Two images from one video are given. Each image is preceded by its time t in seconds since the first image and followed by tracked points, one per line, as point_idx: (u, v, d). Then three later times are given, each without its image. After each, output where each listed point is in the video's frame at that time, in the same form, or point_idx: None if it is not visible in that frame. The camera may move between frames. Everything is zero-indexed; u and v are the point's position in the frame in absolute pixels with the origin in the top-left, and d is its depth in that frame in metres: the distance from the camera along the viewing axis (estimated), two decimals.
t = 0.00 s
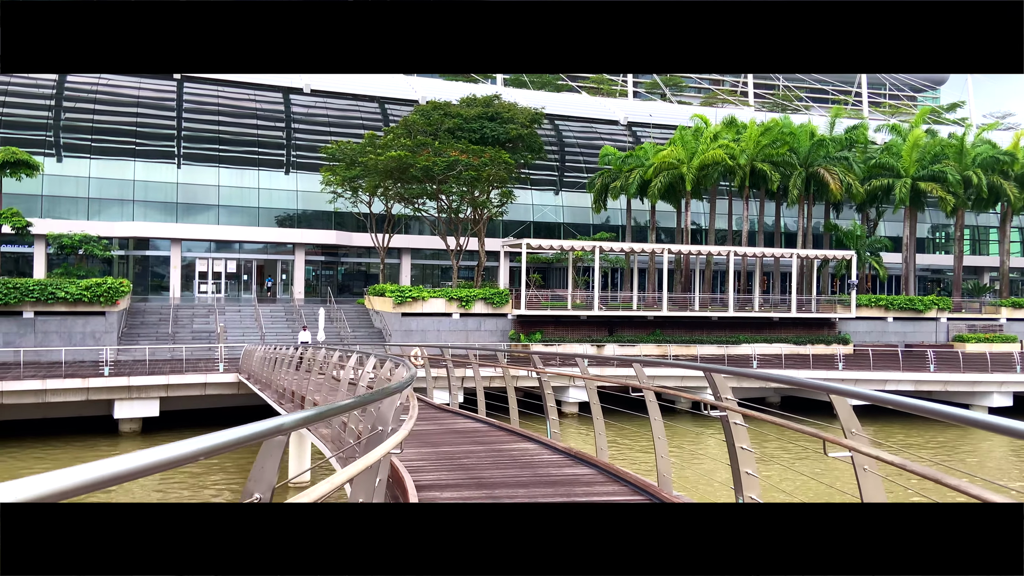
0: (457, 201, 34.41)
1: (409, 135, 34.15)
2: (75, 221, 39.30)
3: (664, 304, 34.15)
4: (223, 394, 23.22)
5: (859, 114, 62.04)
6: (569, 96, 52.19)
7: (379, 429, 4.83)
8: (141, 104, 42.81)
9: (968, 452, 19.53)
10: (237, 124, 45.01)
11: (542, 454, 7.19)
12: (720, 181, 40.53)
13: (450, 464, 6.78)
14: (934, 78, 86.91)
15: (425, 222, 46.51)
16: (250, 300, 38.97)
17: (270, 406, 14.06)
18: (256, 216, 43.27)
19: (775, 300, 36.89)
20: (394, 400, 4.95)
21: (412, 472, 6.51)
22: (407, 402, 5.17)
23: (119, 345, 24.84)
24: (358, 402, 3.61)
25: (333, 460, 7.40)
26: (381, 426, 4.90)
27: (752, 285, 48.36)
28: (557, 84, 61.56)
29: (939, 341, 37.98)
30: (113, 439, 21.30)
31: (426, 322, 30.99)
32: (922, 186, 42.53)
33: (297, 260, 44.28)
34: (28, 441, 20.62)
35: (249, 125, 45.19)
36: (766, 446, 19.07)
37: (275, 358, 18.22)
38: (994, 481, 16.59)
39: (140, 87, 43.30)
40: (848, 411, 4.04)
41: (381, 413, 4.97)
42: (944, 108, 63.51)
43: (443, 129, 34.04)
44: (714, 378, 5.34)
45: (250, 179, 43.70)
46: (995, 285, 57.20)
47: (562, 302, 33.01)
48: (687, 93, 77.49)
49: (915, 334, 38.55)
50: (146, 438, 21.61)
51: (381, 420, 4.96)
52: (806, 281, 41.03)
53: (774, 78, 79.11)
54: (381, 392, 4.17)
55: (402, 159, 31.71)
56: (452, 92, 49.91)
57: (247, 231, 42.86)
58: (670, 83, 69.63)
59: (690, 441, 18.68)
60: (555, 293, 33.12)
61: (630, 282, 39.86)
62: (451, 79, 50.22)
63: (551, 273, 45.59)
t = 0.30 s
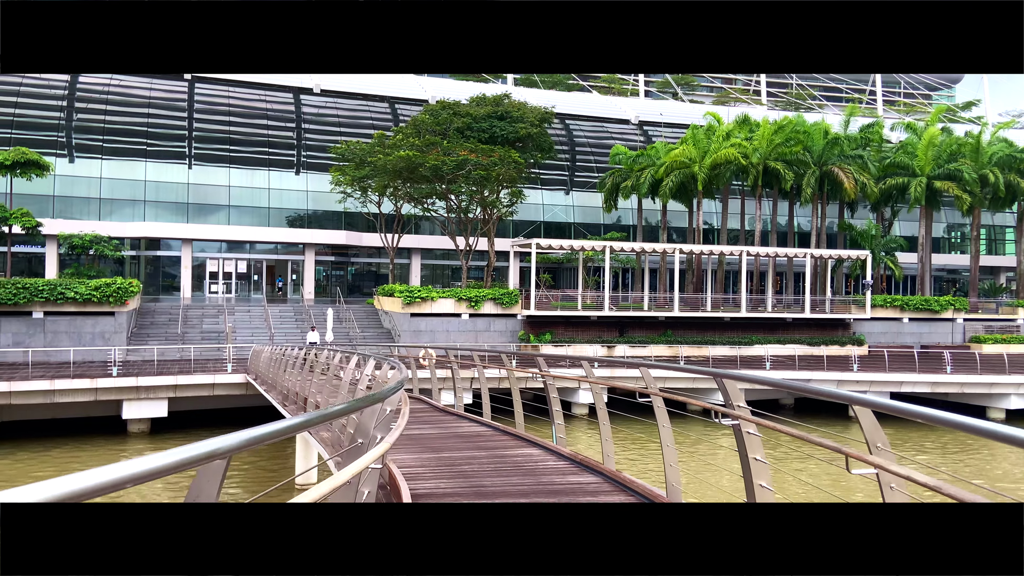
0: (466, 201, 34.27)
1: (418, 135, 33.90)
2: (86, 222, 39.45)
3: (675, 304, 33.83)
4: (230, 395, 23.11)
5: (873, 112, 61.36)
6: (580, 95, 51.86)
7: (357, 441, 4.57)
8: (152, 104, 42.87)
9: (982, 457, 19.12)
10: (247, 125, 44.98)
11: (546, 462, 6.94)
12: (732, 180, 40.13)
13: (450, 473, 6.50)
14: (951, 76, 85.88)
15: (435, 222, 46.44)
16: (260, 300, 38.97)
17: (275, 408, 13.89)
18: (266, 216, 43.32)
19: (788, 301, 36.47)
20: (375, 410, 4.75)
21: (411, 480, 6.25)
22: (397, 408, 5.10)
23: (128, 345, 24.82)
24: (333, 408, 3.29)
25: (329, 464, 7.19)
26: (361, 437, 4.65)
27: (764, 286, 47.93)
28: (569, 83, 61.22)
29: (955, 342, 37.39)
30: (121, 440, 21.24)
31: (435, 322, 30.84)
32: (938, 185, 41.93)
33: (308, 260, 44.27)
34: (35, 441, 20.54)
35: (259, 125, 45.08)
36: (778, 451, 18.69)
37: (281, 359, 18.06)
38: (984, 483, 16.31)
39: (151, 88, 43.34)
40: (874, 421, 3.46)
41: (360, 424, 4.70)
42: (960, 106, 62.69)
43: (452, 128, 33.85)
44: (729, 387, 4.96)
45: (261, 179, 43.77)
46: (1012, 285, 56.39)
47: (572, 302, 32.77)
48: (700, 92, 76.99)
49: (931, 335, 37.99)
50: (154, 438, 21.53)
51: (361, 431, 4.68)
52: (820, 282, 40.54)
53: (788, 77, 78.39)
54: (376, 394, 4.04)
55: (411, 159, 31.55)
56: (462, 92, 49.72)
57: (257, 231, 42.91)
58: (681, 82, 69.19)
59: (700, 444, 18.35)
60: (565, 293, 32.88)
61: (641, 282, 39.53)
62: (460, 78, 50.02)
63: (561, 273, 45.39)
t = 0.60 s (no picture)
0: (486, 200, 34.09)
1: (438, 134, 33.69)
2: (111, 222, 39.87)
3: (698, 304, 33.35)
4: (250, 394, 23.11)
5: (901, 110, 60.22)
6: (601, 94, 51.43)
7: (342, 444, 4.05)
8: (176, 106, 43.18)
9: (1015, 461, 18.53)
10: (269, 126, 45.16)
11: (561, 465, 6.68)
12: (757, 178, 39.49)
13: (459, 475, 6.30)
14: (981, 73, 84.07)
15: (456, 221, 46.34)
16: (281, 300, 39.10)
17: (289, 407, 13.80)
18: (288, 216, 43.52)
19: (814, 301, 35.81)
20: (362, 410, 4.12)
21: (418, 482, 6.07)
22: (395, 407, 5.03)
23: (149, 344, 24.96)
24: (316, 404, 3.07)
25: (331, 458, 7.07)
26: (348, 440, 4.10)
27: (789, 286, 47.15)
28: (590, 83, 60.75)
29: (987, 344, 36.40)
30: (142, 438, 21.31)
31: (455, 322, 30.68)
32: (968, 183, 40.96)
33: (328, 260, 44.35)
34: (56, 440, 20.67)
35: (281, 126, 45.19)
36: (802, 454, 18.29)
37: (298, 357, 17.95)
38: (1002, 481, 16.05)
39: (176, 89, 43.65)
40: (922, 426, 3.12)
41: (344, 422, 4.03)
42: (991, 103, 61.29)
43: (471, 127, 33.65)
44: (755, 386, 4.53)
45: (282, 180, 43.99)
46: None
47: (593, 302, 32.40)
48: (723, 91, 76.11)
49: (961, 337, 37.05)
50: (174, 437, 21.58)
51: (344, 431, 4.05)
52: (846, 282, 39.75)
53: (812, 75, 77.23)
54: (361, 392, 3.88)
55: (431, 159, 31.39)
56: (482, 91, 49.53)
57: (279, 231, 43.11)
58: (704, 81, 68.47)
59: (722, 447, 17.99)
60: (585, 293, 32.55)
61: (663, 282, 39.04)
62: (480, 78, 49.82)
63: (582, 273, 45.03)
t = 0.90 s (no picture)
0: (511, 200, 33.86)
1: (463, 134, 33.50)
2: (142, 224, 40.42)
3: (727, 305, 32.74)
4: (275, 394, 23.08)
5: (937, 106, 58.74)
6: (628, 93, 50.87)
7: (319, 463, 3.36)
8: (205, 109, 43.56)
9: None
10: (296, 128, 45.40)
11: (581, 474, 6.38)
12: (788, 177, 38.68)
13: (472, 486, 6.00)
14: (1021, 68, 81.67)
15: (482, 222, 46.23)
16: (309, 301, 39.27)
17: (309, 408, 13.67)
18: (315, 218, 43.76)
19: (847, 302, 34.94)
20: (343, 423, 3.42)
21: (430, 493, 5.78)
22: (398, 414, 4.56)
23: (176, 344, 25.14)
24: (327, 407, 2.86)
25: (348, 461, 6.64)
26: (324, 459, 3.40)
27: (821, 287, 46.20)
28: (617, 82, 60.16)
29: None
30: (168, 439, 21.41)
31: (480, 323, 30.53)
32: (1008, 180, 39.70)
33: (355, 261, 44.48)
34: (83, 440, 20.81)
35: (308, 128, 45.39)
36: (835, 467, 17.68)
37: (319, 359, 17.82)
38: None
39: (205, 92, 43.99)
40: (980, 447, 2.79)
41: (323, 439, 3.37)
42: None
43: (496, 127, 33.42)
44: (785, 396, 4.13)
45: (309, 181, 44.21)
46: None
47: (619, 303, 31.96)
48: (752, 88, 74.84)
49: (1001, 339, 35.87)
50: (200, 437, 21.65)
51: (323, 449, 3.40)
52: (881, 283, 38.76)
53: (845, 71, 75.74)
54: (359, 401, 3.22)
55: (455, 159, 31.21)
56: (507, 91, 49.28)
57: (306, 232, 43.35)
58: (733, 79, 67.50)
59: (752, 452, 17.49)
60: (612, 294, 32.14)
61: (691, 283, 38.43)
62: (505, 78, 49.59)
63: (609, 274, 44.63)
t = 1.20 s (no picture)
0: (531, 200, 33.61)
1: (484, 134, 33.28)
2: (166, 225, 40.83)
3: (751, 306, 32.18)
4: (294, 395, 23.07)
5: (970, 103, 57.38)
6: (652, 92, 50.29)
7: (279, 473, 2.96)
8: (228, 111, 43.82)
9: None
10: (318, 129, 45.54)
11: (594, 479, 6.15)
12: (814, 176, 37.94)
13: (478, 490, 5.79)
14: None
15: (503, 222, 46.07)
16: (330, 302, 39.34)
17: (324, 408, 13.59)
18: (336, 219, 43.88)
19: (875, 303, 34.16)
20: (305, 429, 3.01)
21: (434, 497, 5.58)
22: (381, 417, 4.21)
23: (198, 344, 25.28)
24: (299, 408, 2.67)
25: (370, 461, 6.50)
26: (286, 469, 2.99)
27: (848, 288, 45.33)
28: (641, 81, 59.56)
29: None
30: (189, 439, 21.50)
31: (500, 324, 30.34)
32: None
33: (376, 261, 44.50)
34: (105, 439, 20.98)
35: (330, 129, 45.51)
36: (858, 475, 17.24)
37: (336, 359, 17.73)
38: None
39: (228, 94, 44.26)
40: None
41: (283, 446, 2.96)
42: None
43: (516, 126, 33.20)
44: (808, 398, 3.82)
45: (331, 182, 44.41)
46: None
47: (642, 304, 31.53)
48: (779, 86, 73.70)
49: None
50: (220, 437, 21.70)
51: (284, 456, 2.98)
52: (910, 283, 37.88)
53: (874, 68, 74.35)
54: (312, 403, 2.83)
55: (475, 159, 31.01)
56: (529, 91, 48.98)
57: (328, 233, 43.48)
58: (758, 77, 66.58)
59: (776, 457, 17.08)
60: (634, 295, 31.71)
61: (715, 283, 37.87)
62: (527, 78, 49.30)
63: (631, 275, 44.20)
